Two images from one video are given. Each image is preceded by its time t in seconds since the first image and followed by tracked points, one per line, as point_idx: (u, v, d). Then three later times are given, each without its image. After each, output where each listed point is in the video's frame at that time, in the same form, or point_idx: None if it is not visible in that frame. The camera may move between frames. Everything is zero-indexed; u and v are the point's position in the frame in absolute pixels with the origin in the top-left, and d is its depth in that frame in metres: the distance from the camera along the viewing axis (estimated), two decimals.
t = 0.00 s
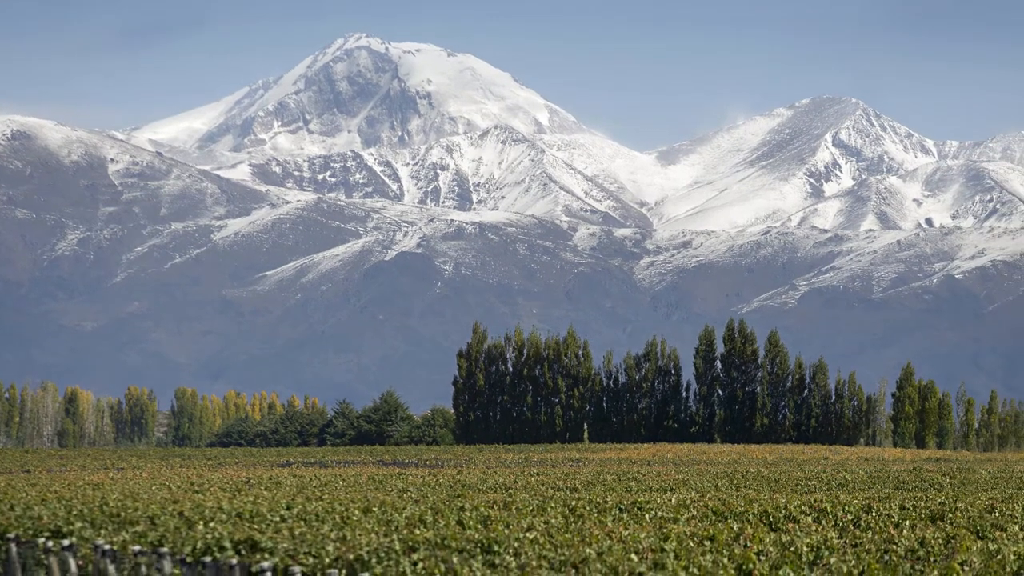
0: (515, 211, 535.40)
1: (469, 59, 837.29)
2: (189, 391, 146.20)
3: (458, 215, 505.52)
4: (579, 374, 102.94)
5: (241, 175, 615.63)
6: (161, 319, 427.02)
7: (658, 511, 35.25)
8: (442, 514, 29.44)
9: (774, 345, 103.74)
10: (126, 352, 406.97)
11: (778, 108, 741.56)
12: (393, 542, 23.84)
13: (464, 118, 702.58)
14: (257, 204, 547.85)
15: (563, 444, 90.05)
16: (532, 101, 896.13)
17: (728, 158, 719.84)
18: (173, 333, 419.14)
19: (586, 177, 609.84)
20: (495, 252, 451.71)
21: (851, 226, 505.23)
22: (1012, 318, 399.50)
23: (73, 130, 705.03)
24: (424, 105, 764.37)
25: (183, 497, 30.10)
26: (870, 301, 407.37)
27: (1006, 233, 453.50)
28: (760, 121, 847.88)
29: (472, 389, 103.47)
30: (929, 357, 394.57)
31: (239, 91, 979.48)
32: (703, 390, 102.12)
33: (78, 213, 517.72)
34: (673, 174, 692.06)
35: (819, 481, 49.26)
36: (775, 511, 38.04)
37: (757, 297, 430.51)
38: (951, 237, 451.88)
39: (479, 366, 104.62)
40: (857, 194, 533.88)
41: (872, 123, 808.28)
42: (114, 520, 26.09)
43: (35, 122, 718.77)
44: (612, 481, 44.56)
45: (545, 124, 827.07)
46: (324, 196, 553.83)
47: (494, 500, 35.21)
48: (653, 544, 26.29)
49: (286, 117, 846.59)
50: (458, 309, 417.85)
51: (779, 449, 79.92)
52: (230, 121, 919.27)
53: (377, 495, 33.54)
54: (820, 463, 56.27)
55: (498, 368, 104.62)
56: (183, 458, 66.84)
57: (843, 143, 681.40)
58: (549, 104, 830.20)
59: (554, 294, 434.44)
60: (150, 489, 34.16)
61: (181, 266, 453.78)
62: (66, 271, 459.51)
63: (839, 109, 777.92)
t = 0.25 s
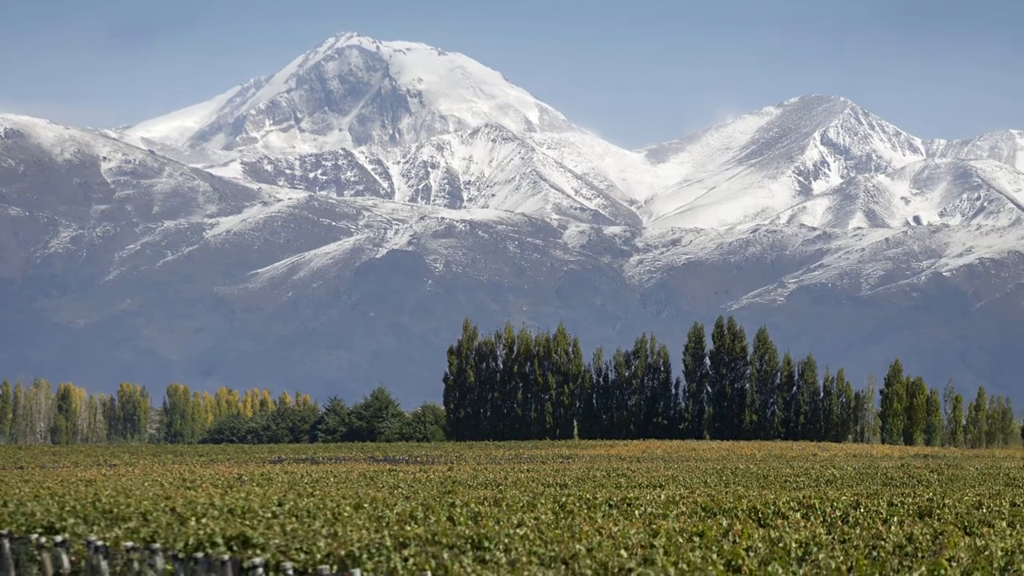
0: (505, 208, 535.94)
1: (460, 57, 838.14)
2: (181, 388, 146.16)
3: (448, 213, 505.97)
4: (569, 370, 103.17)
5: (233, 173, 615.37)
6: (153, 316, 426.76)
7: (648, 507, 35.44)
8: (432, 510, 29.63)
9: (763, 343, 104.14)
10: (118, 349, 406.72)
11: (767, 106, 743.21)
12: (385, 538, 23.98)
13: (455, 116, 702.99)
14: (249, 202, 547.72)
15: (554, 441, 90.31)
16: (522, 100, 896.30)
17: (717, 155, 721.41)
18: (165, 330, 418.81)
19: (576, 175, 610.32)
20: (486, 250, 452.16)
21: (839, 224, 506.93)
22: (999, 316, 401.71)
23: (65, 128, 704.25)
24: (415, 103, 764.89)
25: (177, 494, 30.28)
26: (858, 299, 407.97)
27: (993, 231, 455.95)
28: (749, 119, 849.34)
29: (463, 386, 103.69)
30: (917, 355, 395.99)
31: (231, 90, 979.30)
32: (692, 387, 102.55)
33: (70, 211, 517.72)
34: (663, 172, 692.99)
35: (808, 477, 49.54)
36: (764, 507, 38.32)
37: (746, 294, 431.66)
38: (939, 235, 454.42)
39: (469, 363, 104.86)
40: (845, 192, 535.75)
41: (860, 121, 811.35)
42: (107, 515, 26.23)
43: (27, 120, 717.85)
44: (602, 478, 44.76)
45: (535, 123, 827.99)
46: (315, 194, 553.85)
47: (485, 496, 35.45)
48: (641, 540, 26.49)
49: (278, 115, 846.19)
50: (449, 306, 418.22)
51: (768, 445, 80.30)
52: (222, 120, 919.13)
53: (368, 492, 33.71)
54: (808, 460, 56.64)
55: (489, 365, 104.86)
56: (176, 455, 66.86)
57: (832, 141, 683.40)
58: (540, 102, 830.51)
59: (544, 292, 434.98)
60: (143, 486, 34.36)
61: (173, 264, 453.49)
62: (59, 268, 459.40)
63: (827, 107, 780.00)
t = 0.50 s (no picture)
0: (495, 206, 536.56)
1: (450, 56, 838.70)
2: (173, 384, 145.81)
3: (439, 211, 506.54)
4: (559, 368, 103.26)
5: (226, 171, 615.81)
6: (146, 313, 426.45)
7: (638, 504, 35.67)
8: (424, 507, 29.70)
9: (751, 340, 104.43)
10: (111, 345, 406.42)
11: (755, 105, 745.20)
12: (377, 534, 24.14)
13: (445, 114, 703.70)
14: (241, 200, 548.20)
15: (544, 437, 90.70)
16: (512, 99, 897.17)
17: (706, 153, 722.73)
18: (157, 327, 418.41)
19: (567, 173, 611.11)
20: (476, 247, 452.37)
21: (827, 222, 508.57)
22: (986, 313, 401.67)
23: (58, 127, 704.12)
24: (405, 102, 765.34)
25: (168, 491, 30.34)
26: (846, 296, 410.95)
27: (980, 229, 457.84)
28: (738, 117, 851.30)
29: (454, 382, 103.88)
30: (905, 351, 397.32)
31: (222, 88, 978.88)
32: (681, 384, 102.84)
33: (63, 209, 518.02)
34: (652, 170, 694.11)
35: (796, 474, 49.71)
36: (752, 503, 38.53)
37: (734, 292, 432.84)
38: (926, 233, 456.16)
39: (460, 360, 105.04)
40: (833, 190, 537.54)
41: (848, 119, 813.58)
42: (99, 512, 26.31)
43: (20, 118, 717.47)
44: (590, 474, 44.87)
45: (525, 122, 829.02)
46: (307, 192, 554.04)
47: (474, 492, 35.60)
48: (631, 537, 26.66)
49: (270, 114, 846.68)
50: (440, 303, 418.54)
51: (758, 441, 80.47)
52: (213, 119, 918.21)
53: (360, 489, 33.89)
54: (796, 456, 56.97)
55: (479, 362, 105.09)
56: (167, 450, 66.81)
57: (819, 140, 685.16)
58: (529, 100, 831.66)
59: (534, 289, 435.44)
60: (136, 480, 34.44)
61: (165, 262, 453.41)
62: (53, 266, 460.39)
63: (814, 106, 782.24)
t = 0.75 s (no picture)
0: (486, 205, 537.32)
1: (441, 54, 839.26)
2: (166, 382, 145.84)
3: (430, 209, 506.98)
4: (549, 364, 103.49)
5: (217, 170, 616.17)
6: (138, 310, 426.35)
7: (627, 501, 35.93)
8: (413, 503, 29.92)
9: (740, 337, 104.85)
10: (104, 343, 406.47)
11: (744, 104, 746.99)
12: (368, 529, 24.24)
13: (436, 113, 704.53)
14: (233, 198, 548.64)
15: (535, 434, 90.86)
16: (503, 98, 898.02)
17: (695, 151, 724.06)
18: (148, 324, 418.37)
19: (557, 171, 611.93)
20: (466, 245, 452.86)
21: (816, 219, 509.94)
22: (973, 310, 403.81)
23: (50, 125, 703.37)
24: (396, 100, 765.55)
25: (160, 486, 30.54)
26: (834, 293, 412.46)
27: (968, 228, 459.46)
28: (727, 115, 852.53)
29: (445, 379, 104.00)
30: (893, 348, 398.80)
31: (214, 87, 978.85)
32: (671, 380, 103.18)
33: (56, 207, 517.97)
34: (642, 168, 695.52)
35: (785, 470, 50.00)
36: (741, 499, 38.81)
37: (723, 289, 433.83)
38: (914, 231, 457.70)
39: (450, 357, 105.21)
40: (822, 188, 539.28)
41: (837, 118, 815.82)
42: (90, 509, 26.42)
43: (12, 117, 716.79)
44: (580, 471, 45.12)
45: (516, 120, 829.66)
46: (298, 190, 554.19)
47: (465, 488, 35.84)
48: (621, 533, 26.73)
49: (262, 113, 846.68)
50: (430, 301, 419.08)
51: (747, 439, 80.88)
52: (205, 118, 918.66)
53: (351, 484, 34.11)
54: (785, 452, 57.33)
55: (469, 359, 105.21)
56: (160, 447, 66.88)
57: (808, 138, 686.96)
58: (520, 99, 832.43)
59: (525, 286, 436.11)
60: (128, 478, 34.61)
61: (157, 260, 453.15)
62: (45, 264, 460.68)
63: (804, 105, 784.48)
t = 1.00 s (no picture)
0: (476, 202, 538.01)
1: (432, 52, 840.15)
2: (157, 378, 145.55)
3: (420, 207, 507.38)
4: (539, 361, 103.67)
5: (209, 168, 616.68)
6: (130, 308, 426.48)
7: (616, 497, 36.13)
8: (404, 499, 30.05)
9: (729, 334, 105.21)
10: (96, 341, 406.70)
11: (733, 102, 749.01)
12: (359, 525, 24.33)
13: (426, 111, 705.18)
14: (224, 196, 549.23)
15: (525, 431, 91.09)
16: (493, 96, 899.22)
17: (684, 149, 726.06)
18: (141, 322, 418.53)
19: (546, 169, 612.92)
20: (457, 242, 453.06)
21: (804, 217, 511.96)
22: (961, 309, 407.43)
23: (42, 123, 702.89)
24: (387, 98, 766.15)
25: (153, 482, 30.68)
26: (823, 291, 413.16)
27: (955, 225, 461.53)
28: (716, 114, 854.49)
29: (435, 376, 104.20)
30: (881, 345, 400.21)
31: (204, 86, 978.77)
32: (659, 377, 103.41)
33: (48, 205, 518.63)
34: (631, 166, 696.91)
35: (774, 466, 50.26)
36: (729, 496, 39.06)
37: (712, 287, 434.88)
38: (901, 229, 459.36)
39: (440, 354, 105.36)
40: (810, 186, 541.21)
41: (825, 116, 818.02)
42: (83, 505, 26.56)
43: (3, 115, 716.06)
44: (570, 467, 45.35)
45: (506, 119, 830.86)
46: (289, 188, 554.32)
47: (455, 484, 36.02)
48: (611, 529, 26.89)
49: (253, 111, 847.05)
50: (421, 298, 419.45)
51: (737, 435, 81.18)
52: (196, 116, 918.77)
53: (342, 480, 34.26)
54: (774, 449, 57.61)
55: (460, 356, 105.45)
56: (152, 444, 66.95)
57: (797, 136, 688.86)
58: (510, 97, 833.84)
59: (514, 284, 436.72)
60: (121, 475, 34.79)
61: (148, 257, 452.98)
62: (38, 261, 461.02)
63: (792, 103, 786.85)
